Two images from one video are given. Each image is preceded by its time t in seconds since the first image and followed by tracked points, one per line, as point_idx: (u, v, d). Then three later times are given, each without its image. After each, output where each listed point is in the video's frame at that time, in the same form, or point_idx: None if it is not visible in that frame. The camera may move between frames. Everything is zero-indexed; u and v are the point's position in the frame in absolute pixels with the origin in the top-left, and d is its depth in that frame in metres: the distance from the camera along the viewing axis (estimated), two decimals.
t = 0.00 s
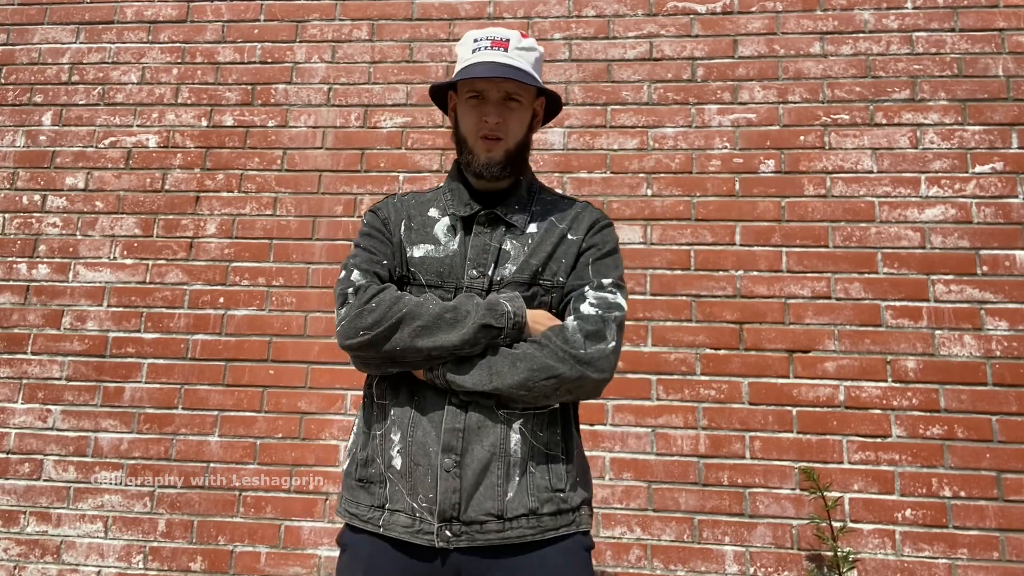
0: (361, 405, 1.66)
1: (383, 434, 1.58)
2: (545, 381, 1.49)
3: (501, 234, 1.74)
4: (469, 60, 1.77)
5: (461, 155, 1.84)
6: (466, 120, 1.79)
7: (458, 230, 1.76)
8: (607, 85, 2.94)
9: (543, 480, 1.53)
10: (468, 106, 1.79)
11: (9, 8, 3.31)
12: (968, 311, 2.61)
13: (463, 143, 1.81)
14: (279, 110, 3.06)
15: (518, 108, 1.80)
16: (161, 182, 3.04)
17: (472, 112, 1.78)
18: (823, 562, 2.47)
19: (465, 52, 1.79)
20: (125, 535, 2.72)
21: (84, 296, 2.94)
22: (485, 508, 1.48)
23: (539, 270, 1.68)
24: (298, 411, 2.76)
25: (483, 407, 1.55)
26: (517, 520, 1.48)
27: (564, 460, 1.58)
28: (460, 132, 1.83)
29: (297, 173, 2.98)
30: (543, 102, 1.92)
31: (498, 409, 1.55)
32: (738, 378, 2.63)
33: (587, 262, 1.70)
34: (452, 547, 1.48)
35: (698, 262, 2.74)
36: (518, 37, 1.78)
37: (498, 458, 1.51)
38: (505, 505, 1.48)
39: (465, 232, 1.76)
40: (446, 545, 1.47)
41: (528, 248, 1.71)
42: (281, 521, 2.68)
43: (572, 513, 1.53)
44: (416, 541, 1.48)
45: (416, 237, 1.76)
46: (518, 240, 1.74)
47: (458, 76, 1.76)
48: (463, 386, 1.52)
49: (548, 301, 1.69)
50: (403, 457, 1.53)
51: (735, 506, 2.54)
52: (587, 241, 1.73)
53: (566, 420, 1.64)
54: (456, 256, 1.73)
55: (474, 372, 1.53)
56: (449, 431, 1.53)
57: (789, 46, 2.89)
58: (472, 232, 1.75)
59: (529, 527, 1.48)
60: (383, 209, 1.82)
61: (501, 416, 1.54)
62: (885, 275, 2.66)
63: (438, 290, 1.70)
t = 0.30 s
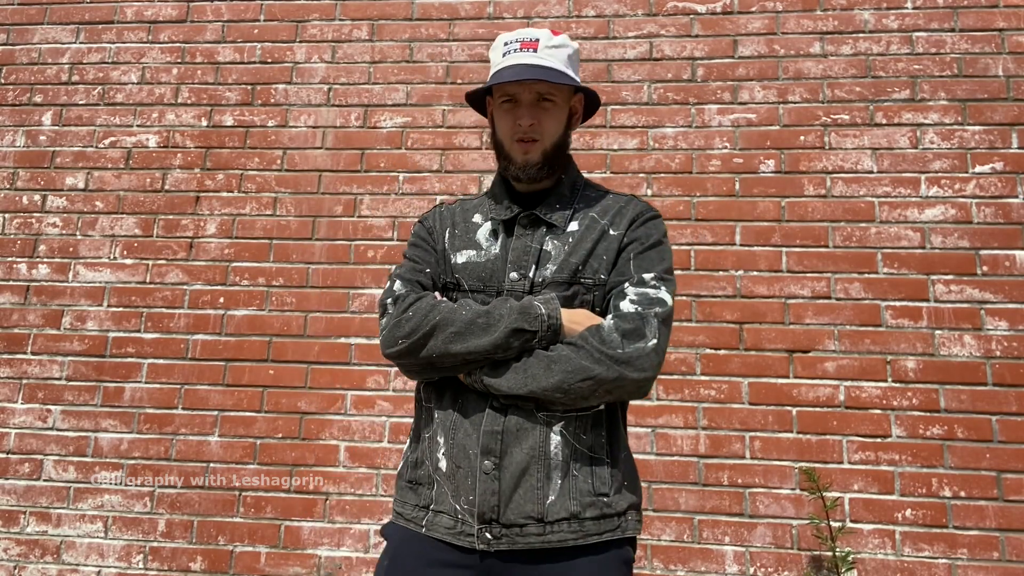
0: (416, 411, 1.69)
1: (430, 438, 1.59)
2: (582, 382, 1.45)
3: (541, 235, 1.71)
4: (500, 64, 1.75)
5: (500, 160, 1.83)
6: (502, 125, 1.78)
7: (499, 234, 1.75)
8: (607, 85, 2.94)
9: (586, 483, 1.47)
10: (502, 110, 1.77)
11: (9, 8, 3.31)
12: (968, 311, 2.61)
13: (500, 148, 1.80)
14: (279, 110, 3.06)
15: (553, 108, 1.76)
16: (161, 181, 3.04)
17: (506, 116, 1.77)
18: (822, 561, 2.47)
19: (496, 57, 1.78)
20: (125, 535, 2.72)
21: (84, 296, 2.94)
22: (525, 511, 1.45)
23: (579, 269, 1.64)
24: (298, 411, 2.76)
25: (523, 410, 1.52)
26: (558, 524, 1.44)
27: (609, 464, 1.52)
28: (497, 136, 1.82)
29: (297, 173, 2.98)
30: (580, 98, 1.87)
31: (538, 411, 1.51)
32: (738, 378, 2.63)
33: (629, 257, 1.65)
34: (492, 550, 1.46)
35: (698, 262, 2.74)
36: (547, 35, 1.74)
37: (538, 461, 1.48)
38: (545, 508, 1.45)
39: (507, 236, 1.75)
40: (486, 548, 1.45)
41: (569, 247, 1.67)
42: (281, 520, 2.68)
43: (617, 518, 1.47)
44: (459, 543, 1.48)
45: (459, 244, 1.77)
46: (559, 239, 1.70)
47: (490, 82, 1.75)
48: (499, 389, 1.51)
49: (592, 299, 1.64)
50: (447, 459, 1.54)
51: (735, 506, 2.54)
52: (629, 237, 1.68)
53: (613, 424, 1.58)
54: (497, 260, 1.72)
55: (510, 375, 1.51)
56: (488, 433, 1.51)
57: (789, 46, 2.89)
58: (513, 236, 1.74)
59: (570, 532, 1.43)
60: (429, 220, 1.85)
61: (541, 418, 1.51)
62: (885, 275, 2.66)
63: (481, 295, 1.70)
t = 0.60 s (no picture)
0: (421, 401, 1.63)
1: (446, 432, 1.55)
2: (620, 382, 1.48)
3: (562, 230, 1.72)
4: (533, 50, 1.75)
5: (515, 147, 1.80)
6: (524, 110, 1.76)
7: (518, 223, 1.72)
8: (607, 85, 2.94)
9: (604, 482, 1.53)
10: (527, 96, 1.76)
11: (9, 8, 3.31)
12: (968, 311, 2.61)
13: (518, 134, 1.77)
14: (279, 110, 3.06)
15: (578, 102, 1.76)
16: (161, 182, 3.04)
17: (531, 102, 1.75)
18: (823, 561, 2.47)
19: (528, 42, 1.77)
20: (125, 535, 2.72)
21: (84, 296, 2.94)
22: (552, 510, 1.47)
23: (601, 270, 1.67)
24: (298, 411, 2.76)
25: (549, 409, 1.53)
26: (580, 521, 1.48)
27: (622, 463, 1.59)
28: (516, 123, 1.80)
29: (297, 173, 2.98)
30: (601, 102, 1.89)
31: (564, 410, 1.53)
32: (738, 378, 2.63)
33: (649, 262, 1.70)
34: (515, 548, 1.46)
35: (698, 262, 2.74)
36: (583, 32, 1.76)
37: (564, 460, 1.50)
38: (569, 508, 1.48)
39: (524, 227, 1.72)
40: (510, 546, 1.45)
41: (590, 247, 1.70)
42: (281, 521, 2.68)
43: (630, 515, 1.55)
44: (478, 541, 1.46)
45: (475, 228, 1.71)
46: (580, 238, 1.72)
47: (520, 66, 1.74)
48: (532, 385, 1.49)
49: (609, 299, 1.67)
50: (468, 455, 1.51)
51: (735, 506, 2.54)
52: (648, 243, 1.73)
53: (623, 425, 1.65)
54: (516, 250, 1.68)
55: (547, 371, 1.49)
56: (516, 430, 1.50)
57: (789, 46, 2.89)
58: (532, 228, 1.72)
59: (592, 529, 1.48)
60: (439, 196, 1.76)
61: (567, 417, 1.53)
62: (885, 275, 2.66)
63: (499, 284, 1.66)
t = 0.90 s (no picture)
0: (432, 399, 1.41)
1: (474, 435, 1.41)
2: (617, 391, 1.58)
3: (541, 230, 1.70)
4: (518, 27, 1.71)
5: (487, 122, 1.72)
6: (506, 87, 1.71)
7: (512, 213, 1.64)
8: (607, 85, 2.94)
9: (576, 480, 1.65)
10: (510, 74, 1.71)
11: (9, 8, 3.31)
12: (968, 311, 2.61)
13: (494, 110, 1.71)
14: (279, 110, 3.06)
15: (556, 90, 1.75)
16: (161, 182, 3.04)
17: (514, 81, 1.71)
18: (823, 561, 2.47)
19: (510, 20, 1.73)
20: (125, 535, 2.72)
21: (84, 296, 2.94)
22: (564, 511, 1.51)
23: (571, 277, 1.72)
24: (298, 411, 2.76)
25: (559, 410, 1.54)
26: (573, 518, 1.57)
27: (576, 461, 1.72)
28: (490, 101, 1.73)
29: (297, 173, 2.98)
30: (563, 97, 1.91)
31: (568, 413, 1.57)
32: (738, 378, 2.63)
33: (593, 276, 1.83)
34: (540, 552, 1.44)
35: (698, 262, 2.74)
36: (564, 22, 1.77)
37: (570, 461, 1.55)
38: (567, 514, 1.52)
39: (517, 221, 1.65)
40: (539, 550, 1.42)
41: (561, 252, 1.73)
42: (281, 521, 2.68)
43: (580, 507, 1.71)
44: (509, 553, 1.38)
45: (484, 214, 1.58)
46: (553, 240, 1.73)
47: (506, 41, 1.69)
48: (567, 388, 1.49)
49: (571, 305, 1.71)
50: (502, 460, 1.41)
51: (734, 506, 2.54)
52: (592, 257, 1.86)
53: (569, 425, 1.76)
54: (518, 242, 1.60)
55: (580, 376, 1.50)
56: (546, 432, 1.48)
57: (789, 46, 2.89)
58: (524, 224, 1.66)
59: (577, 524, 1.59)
60: (448, 169, 1.57)
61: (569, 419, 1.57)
62: (885, 275, 2.66)
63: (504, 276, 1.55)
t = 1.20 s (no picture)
0: (499, 397, 1.40)
1: (520, 434, 1.44)
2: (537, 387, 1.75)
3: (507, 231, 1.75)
4: (490, 11, 1.73)
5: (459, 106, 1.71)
6: (481, 71, 1.71)
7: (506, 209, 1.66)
8: (607, 85, 2.94)
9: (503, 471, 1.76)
10: (485, 58, 1.72)
11: (9, 8, 3.31)
12: (968, 311, 2.61)
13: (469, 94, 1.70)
14: (279, 110, 3.06)
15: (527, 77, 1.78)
16: (161, 181, 3.04)
17: (489, 65, 1.71)
18: (823, 561, 2.47)
19: (481, 5, 1.75)
20: (125, 535, 2.72)
21: (84, 296, 2.94)
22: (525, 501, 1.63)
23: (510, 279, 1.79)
24: (298, 411, 2.76)
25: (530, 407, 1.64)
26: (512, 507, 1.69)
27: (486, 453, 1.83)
28: (463, 85, 1.72)
29: (297, 173, 2.98)
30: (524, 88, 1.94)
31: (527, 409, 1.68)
32: (738, 378, 2.63)
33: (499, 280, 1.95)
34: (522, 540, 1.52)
35: (698, 262, 2.74)
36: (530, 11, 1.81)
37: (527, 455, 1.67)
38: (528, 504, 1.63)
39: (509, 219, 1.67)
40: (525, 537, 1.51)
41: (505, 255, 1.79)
42: (281, 521, 2.68)
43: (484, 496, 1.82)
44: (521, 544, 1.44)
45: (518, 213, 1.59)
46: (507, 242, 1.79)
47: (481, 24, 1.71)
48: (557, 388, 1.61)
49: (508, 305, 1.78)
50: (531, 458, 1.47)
51: (734, 506, 2.54)
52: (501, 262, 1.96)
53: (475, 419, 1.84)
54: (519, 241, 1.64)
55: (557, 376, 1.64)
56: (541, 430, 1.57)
57: (789, 46, 2.90)
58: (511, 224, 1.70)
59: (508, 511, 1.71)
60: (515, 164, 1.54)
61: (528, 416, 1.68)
62: (885, 275, 2.66)
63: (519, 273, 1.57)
